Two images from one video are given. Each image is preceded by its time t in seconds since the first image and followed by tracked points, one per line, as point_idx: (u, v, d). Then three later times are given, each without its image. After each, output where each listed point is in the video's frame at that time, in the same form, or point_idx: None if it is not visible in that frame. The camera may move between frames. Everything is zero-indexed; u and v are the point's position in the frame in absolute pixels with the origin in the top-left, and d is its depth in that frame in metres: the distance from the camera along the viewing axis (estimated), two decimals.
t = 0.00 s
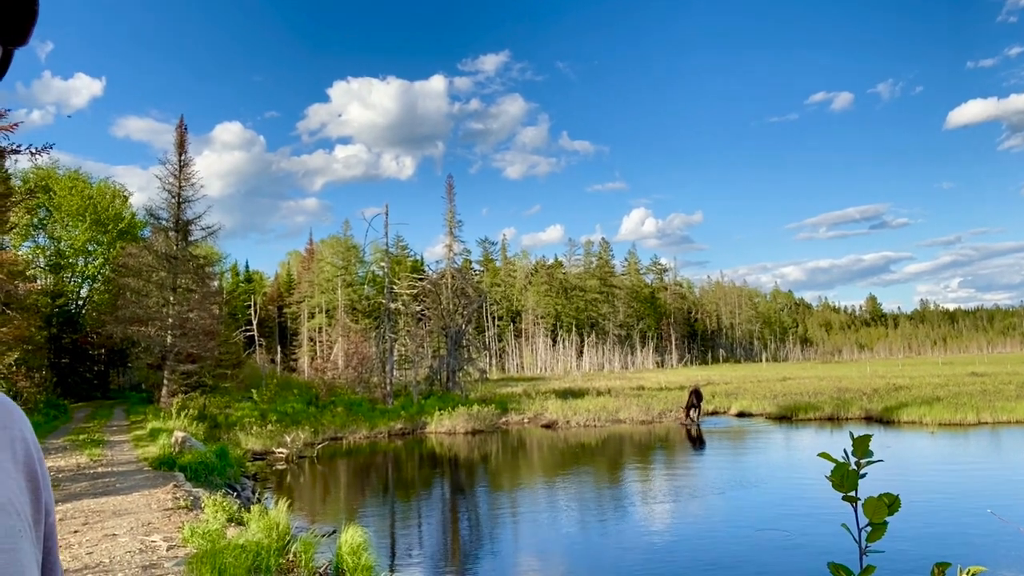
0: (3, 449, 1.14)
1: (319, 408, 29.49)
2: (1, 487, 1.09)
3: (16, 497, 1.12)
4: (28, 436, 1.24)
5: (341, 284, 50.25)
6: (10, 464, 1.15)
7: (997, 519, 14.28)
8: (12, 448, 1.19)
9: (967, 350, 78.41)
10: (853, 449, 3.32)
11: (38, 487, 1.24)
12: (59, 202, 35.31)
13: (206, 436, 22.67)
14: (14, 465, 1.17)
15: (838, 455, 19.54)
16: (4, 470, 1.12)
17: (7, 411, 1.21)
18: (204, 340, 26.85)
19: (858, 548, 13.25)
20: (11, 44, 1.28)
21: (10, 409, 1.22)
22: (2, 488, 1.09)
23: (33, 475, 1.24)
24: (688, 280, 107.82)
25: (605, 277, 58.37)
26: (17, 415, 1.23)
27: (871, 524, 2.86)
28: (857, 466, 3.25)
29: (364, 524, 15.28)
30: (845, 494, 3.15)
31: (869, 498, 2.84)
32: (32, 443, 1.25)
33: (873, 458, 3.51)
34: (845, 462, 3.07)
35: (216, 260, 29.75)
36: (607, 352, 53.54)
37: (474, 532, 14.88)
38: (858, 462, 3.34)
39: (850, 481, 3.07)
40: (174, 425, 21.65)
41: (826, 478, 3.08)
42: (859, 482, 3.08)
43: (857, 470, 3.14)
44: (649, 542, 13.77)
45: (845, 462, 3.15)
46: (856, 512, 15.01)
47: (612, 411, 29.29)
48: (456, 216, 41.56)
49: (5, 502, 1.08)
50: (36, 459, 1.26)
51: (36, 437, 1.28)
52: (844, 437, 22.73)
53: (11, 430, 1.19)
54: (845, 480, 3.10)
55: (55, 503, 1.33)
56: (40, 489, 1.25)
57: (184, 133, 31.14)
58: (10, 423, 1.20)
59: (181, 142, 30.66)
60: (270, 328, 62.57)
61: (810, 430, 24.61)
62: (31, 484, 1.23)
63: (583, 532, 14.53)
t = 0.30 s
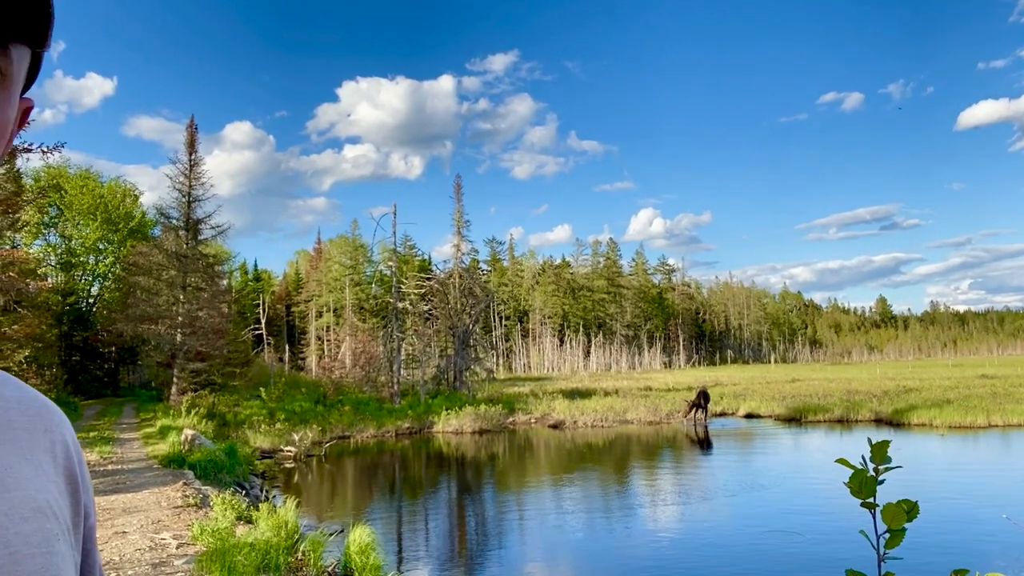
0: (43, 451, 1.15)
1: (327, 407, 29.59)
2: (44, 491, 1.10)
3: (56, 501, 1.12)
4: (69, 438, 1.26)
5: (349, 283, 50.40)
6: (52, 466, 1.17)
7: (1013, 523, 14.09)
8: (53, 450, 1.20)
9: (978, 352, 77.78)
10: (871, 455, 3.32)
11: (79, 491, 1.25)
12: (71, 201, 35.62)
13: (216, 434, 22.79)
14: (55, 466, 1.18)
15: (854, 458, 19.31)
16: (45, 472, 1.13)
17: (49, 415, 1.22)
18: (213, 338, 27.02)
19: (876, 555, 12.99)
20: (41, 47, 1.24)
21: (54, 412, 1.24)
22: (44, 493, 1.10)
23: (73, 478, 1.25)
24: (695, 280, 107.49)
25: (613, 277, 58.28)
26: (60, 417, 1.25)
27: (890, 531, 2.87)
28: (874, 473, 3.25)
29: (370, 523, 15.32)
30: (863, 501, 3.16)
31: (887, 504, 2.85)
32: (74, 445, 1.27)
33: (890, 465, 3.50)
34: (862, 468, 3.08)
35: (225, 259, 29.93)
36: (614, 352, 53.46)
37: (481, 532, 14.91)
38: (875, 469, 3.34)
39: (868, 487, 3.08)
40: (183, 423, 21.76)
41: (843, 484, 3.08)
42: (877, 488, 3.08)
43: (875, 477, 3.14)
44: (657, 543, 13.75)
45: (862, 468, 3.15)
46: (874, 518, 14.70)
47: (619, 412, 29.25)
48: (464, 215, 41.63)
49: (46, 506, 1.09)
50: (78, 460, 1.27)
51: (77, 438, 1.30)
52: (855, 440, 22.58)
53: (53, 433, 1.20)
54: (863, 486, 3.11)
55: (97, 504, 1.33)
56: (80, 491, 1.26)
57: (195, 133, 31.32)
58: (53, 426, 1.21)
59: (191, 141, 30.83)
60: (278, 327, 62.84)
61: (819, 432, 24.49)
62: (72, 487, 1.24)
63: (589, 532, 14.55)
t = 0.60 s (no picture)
0: (81, 447, 1.19)
1: (332, 406, 29.65)
2: (81, 489, 1.13)
3: (93, 498, 1.15)
4: (107, 436, 1.31)
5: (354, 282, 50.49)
6: (90, 461, 1.21)
7: None
8: (92, 448, 1.25)
9: (984, 354, 77.36)
10: (893, 458, 3.32)
11: (115, 488, 1.29)
12: (78, 199, 35.87)
13: (221, 433, 22.86)
14: (92, 463, 1.22)
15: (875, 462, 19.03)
16: (83, 469, 1.17)
17: (89, 414, 1.27)
18: (219, 337, 27.06)
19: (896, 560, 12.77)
20: (73, 51, 1.31)
21: (92, 411, 1.29)
22: (82, 491, 1.13)
23: (110, 474, 1.29)
24: (700, 281, 107.28)
25: (618, 277, 58.20)
26: (98, 417, 1.30)
27: (911, 535, 2.87)
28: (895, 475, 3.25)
29: (375, 522, 15.34)
30: (885, 503, 3.16)
31: (909, 508, 2.85)
32: (112, 444, 1.31)
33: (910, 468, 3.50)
34: (884, 471, 3.08)
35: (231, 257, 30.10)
36: (619, 352, 53.40)
37: (485, 531, 14.92)
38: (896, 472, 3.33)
39: (889, 490, 3.07)
40: (188, 421, 21.82)
41: (864, 486, 3.09)
42: (899, 491, 3.08)
43: (896, 480, 3.14)
44: (663, 544, 13.75)
45: (883, 471, 3.15)
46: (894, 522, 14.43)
47: (624, 412, 29.23)
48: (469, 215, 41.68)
49: (84, 502, 1.12)
50: (114, 459, 1.31)
51: (113, 438, 1.34)
52: (861, 442, 22.49)
53: (92, 431, 1.25)
54: (884, 489, 3.10)
55: (132, 503, 1.37)
56: (117, 488, 1.30)
57: (201, 132, 31.43)
58: (91, 425, 1.26)
59: (198, 140, 30.93)
60: (283, 326, 62.99)
61: (824, 434, 24.43)
62: (108, 484, 1.28)
63: (593, 533, 14.55)
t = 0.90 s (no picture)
0: (101, 448, 1.21)
1: (334, 405, 29.72)
2: (99, 491, 1.14)
3: (110, 500, 1.16)
4: (124, 438, 1.32)
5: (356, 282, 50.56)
6: (109, 462, 1.22)
7: None
8: (110, 450, 1.26)
9: (987, 356, 77.16)
10: (906, 463, 3.51)
11: (132, 489, 1.30)
12: (82, 197, 35.98)
13: (224, 431, 22.89)
14: (110, 464, 1.24)
15: (891, 464, 18.82)
16: (100, 471, 1.18)
17: (106, 416, 1.28)
18: (221, 335, 26.93)
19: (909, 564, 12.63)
20: (95, 57, 1.35)
21: (109, 413, 1.30)
22: (99, 492, 1.13)
23: (127, 475, 1.30)
24: (703, 282, 107.21)
25: (620, 277, 58.19)
26: (116, 419, 1.31)
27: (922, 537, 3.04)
28: (909, 479, 3.43)
29: (376, 521, 15.37)
30: (898, 507, 3.34)
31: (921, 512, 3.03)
32: (129, 446, 1.33)
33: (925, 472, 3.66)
34: (897, 475, 3.27)
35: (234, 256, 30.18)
36: (621, 353, 53.41)
37: (487, 531, 14.95)
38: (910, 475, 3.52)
39: (902, 494, 3.27)
40: (191, 419, 21.84)
41: (878, 489, 3.29)
42: (911, 493, 3.28)
43: (909, 483, 3.33)
44: (667, 544, 13.73)
45: (897, 474, 3.34)
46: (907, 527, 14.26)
47: (627, 413, 29.23)
48: (472, 215, 41.71)
49: (101, 504, 1.12)
50: (132, 460, 1.32)
51: (131, 440, 1.36)
52: (864, 443, 22.42)
53: (111, 433, 1.26)
54: (897, 492, 3.30)
55: (149, 504, 1.39)
56: (134, 490, 1.31)
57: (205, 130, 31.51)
58: (110, 426, 1.27)
59: (202, 138, 30.98)
60: (286, 324, 63.12)
61: (827, 435, 24.41)
62: (126, 486, 1.29)
63: (595, 533, 14.54)
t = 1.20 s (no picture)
0: (119, 449, 1.45)
1: (334, 404, 29.75)
2: (118, 492, 1.38)
3: (128, 501, 1.40)
4: (142, 440, 1.57)
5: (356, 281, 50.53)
6: (126, 462, 1.47)
7: None
8: (129, 449, 1.51)
9: (988, 358, 77.06)
10: (918, 466, 3.50)
11: (149, 487, 1.55)
12: (83, 195, 36.04)
13: (224, 430, 22.88)
14: (128, 463, 1.49)
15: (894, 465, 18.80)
16: (119, 469, 1.43)
17: (125, 416, 1.54)
18: (222, 334, 26.84)
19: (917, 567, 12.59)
20: (117, 62, 1.66)
21: (128, 413, 1.56)
22: (117, 493, 1.37)
23: (144, 474, 1.55)
24: (704, 283, 107.10)
25: (621, 278, 58.13)
26: (134, 421, 1.57)
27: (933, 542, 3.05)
28: (920, 482, 3.43)
29: (376, 520, 15.38)
30: (907, 510, 3.35)
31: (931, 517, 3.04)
32: (145, 446, 1.58)
33: (934, 474, 3.66)
34: (907, 478, 3.28)
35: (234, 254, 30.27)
36: (622, 353, 53.39)
37: (486, 530, 14.96)
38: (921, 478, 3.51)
39: (913, 497, 3.27)
40: (190, 418, 21.83)
41: (888, 492, 3.30)
42: (921, 498, 3.28)
43: (920, 486, 3.33)
44: (667, 544, 13.76)
45: (907, 477, 3.35)
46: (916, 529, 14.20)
47: (627, 413, 29.26)
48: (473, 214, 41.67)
49: (120, 505, 1.36)
50: (148, 460, 1.57)
51: (147, 441, 1.61)
52: (863, 444, 22.43)
53: (128, 433, 1.52)
54: (907, 495, 3.31)
55: (165, 504, 1.63)
56: (150, 487, 1.56)
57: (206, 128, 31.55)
58: (128, 427, 1.53)
59: (203, 137, 31.00)
60: (286, 323, 63.08)
61: (827, 436, 24.44)
62: (144, 484, 1.54)
63: (594, 533, 14.55)
